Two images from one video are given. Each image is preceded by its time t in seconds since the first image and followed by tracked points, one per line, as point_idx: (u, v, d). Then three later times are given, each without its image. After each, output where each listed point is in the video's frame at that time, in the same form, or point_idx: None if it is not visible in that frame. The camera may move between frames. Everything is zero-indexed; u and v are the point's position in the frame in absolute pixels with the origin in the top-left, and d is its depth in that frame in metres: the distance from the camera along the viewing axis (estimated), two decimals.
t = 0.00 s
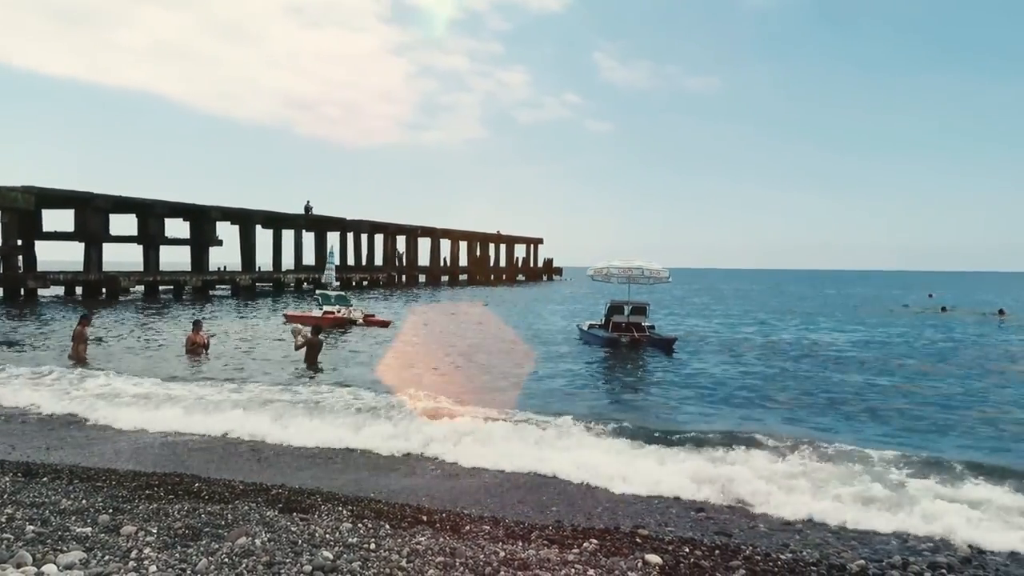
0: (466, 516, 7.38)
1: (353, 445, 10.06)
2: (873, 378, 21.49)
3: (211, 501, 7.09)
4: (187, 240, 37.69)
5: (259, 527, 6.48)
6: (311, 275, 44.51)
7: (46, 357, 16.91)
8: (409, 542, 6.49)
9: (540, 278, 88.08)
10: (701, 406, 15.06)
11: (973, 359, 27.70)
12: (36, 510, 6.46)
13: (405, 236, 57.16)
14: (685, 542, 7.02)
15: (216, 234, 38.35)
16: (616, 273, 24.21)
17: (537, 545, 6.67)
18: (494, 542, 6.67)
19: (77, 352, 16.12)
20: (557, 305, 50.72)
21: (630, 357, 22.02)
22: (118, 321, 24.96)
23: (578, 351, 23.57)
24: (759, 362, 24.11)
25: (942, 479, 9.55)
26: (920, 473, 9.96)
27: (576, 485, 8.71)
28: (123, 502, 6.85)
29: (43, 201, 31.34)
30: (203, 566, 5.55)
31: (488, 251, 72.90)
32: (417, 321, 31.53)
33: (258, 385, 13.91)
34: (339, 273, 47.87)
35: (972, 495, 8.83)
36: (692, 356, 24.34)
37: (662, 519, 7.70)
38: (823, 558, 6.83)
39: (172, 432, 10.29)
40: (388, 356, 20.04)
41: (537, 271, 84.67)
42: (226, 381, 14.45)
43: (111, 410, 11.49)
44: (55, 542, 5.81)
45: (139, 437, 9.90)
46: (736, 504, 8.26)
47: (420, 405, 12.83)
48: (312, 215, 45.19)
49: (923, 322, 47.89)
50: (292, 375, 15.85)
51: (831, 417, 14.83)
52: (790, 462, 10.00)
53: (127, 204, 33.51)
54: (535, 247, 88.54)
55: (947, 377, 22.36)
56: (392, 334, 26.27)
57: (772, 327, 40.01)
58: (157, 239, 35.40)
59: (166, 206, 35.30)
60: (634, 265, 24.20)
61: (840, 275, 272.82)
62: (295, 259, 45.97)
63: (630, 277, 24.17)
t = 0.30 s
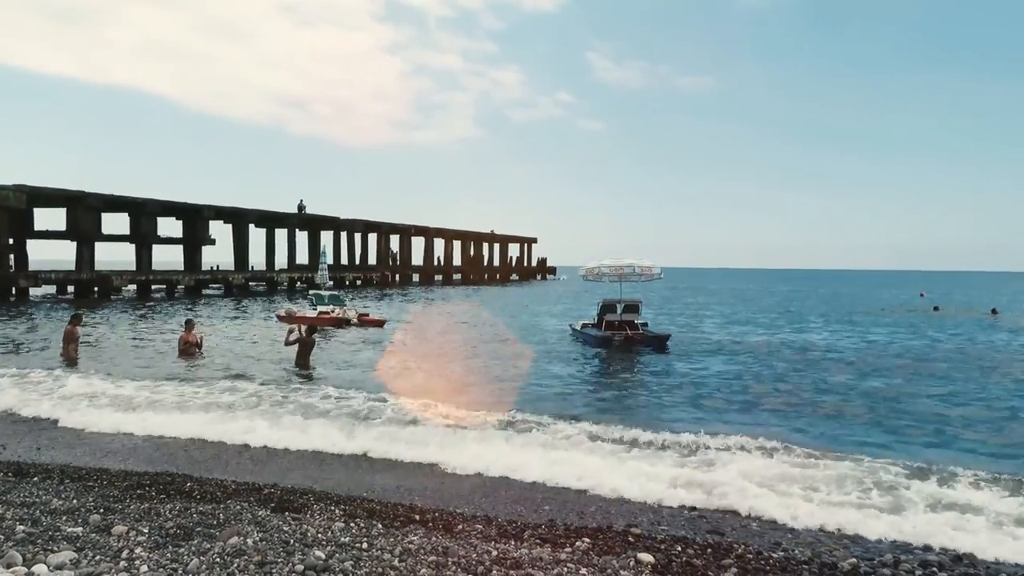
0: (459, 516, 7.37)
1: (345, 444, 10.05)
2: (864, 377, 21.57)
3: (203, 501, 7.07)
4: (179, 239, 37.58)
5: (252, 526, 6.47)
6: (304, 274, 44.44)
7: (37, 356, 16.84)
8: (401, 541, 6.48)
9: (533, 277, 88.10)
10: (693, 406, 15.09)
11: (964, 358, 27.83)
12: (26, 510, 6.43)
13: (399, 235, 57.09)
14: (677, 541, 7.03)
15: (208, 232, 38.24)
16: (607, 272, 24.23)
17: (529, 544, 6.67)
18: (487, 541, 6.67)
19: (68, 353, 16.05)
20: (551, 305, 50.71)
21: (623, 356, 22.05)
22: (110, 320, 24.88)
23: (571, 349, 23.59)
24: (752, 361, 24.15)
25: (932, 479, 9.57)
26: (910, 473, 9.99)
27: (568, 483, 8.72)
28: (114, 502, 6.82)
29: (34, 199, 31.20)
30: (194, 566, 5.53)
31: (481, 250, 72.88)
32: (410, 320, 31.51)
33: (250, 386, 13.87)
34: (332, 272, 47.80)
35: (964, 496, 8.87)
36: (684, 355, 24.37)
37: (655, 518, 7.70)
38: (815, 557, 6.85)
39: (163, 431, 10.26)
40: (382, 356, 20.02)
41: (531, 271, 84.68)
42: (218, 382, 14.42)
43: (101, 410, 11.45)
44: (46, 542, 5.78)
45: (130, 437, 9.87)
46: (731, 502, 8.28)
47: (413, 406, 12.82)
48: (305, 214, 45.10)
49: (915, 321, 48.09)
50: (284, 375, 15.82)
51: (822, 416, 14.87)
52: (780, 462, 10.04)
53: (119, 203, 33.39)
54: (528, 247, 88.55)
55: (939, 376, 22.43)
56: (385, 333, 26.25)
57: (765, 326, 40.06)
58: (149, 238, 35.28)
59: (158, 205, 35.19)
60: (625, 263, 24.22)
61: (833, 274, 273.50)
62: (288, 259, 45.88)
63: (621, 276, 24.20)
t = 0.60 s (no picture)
0: (448, 515, 7.36)
1: (334, 443, 10.04)
2: (852, 376, 21.69)
3: (191, 501, 7.04)
4: (169, 238, 37.43)
5: (240, 526, 6.45)
6: (295, 273, 44.35)
7: (23, 356, 16.76)
8: (390, 541, 6.47)
9: (524, 276, 88.13)
10: (682, 406, 15.12)
11: (950, 357, 28.05)
12: (12, 510, 6.39)
13: (389, 234, 57.01)
14: (667, 540, 7.04)
15: (198, 231, 38.10)
16: (596, 271, 24.26)
17: (518, 543, 6.67)
18: (476, 541, 6.67)
19: (54, 353, 15.97)
20: (541, 304, 50.70)
21: (613, 356, 22.08)
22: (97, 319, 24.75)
23: (561, 349, 23.63)
24: (741, 360, 24.22)
25: (918, 482, 9.62)
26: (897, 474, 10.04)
27: (557, 483, 8.72)
28: (101, 502, 6.79)
29: (22, 198, 31.03)
30: (181, 566, 5.51)
31: (472, 249, 72.87)
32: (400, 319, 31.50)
33: (238, 387, 13.85)
34: (323, 271, 47.70)
35: (950, 496, 8.94)
36: (674, 354, 24.42)
37: (644, 518, 7.71)
38: (804, 556, 6.86)
39: (150, 430, 10.22)
40: (371, 355, 20.00)
41: (521, 270, 84.71)
42: (206, 382, 14.38)
43: (88, 411, 11.40)
44: (31, 542, 5.75)
45: (117, 436, 9.82)
46: (719, 502, 8.31)
47: (402, 407, 12.82)
48: (295, 213, 44.97)
49: (903, 320, 48.42)
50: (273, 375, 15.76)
51: (811, 416, 14.93)
52: (767, 462, 10.08)
53: (108, 201, 33.24)
54: (519, 246, 88.58)
55: (926, 376, 22.54)
56: (374, 333, 26.20)
57: (755, 325, 40.15)
58: (139, 237, 35.13)
59: (148, 203, 35.04)
60: (613, 262, 24.26)
61: (823, 273, 274.61)
62: (278, 257, 45.77)
63: (610, 274, 24.25)
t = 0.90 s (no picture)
0: (437, 515, 7.36)
1: (323, 443, 10.02)
2: (839, 376, 21.82)
3: (178, 501, 7.01)
4: (157, 236, 37.25)
5: (227, 526, 6.43)
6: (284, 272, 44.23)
7: (8, 356, 16.63)
8: (378, 541, 6.46)
9: (514, 276, 88.13)
10: (671, 406, 15.15)
11: (937, 357, 28.28)
12: None
13: (379, 233, 56.91)
14: (655, 539, 7.06)
15: (187, 230, 37.93)
16: (587, 270, 24.27)
17: (506, 543, 6.68)
18: (464, 540, 6.67)
19: (39, 352, 15.87)
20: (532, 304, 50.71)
21: (603, 355, 22.10)
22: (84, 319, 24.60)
23: (551, 348, 23.66)
24: (730, 360, 24.30)
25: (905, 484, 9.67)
26: (884, 476, 10.10)
27: (545, 483, 8.73)
28: (87, 502, 6.75)
29: (9, 195, 30.82)
30: (168, 566, 5.49)
31: (462, 248, 72.82)
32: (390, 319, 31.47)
33: (225, 387, 13.79)
34: (313, 270, 47.57)
35: (937, 499, 9.02)
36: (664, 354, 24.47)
37: (633, 518, 7.72)
38: (792, 555, 6.90)
39: (137, 430, 10.16)
40: (361, 355, 19.95)
41: (511, 270, 84.70)
42: (193, 382, 14.32)
43: (73, 411, 11.33)
44: (16, 543, 5.72)
45: (103, 436, 9.77)
46: (707, 503, 8.34)
47: (391, 408, 12.81)
48: (285, 211, 44.83)
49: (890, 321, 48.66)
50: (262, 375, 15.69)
51: (800, 416, 14.99)
52: (755, 465, 10.12)
53: (96, 199, 33.05)
54: (509, 245, 88.57)
55: (914, 376, 22.68)
56: (364, 333, 26.15)
57: (744, 325, 40.27)
58: (127, 236, 34.95)
59: (136, 202, 34.87)
60: (604, 261, 24.28)
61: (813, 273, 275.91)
62: (268, 257, 45.62)
63: (601, 274, 24.27)
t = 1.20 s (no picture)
0: (425, 514, 7.34)
1: (311, 444, 10.00)
2: (828, 376, 21.93)
3: (165, 500, 6.98)
4: (145, 235, 37.06)
5: (214, 525, 6.40)
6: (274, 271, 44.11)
7: None
8: (366, 540, 6.44)
9: (504, 275, 88.11)
10: (660, 406, 15.20)
11: (924, 358, 28.47)
12: None
13: (369, 232, 56.79)
14: (643, 537, 7.08)
15: (175, 228, 37.75)
16: (579, 270, 24.30)
17: (494, 542, 6.67)
18: (452, 539, 6.67)
19: (25, 351, 15.77)
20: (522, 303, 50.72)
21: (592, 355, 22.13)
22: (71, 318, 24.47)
23: (541, 348, 23.69)
24: (719, 360, 24.37)
25: (891, 486, 9.73)
26: (870, 477, 10.16)
27: (534, 484, 8.74)
28: (73, 502, 6.71)
29: None
30: (154, 566, 5.46)
31: (452, 248, 72.78)
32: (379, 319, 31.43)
33: (213, 388, 13.74)
34: (302, 269, 47.44)
35: (924, 501, 9.07)
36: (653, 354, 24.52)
37: (620, 517, 7.73)
38: (778, 553, 6.93)
39: (123, 430, 10.11)
40: (350, 355, 19.91)
41: (501, 269, 84.69)
42: (181, 382, 14.26)
43: (58, 411, 11.27)
44: (1, 542, 5.68)
45: (89, 436, 9.71)
46: (695, 504, 8.37)
47: (380, 409, 12.79)
48: (273, 210, 44.68)
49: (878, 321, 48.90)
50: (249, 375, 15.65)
51: (788, 416, 15.05)
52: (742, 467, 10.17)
53: (83, 197, 32.86)
54: (499, 245, 88.53)
55: (901, 376, 22.80)
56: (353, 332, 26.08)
57: (733, 325, 40.40)
58: (115, 234, 34.76)
59: (124, 200, 34.68)
60: (596, 261, 24.29)
61: (803, 273, 277.07)
62: (257, 255, 45.47)
63: (593, 274, 24.28)
